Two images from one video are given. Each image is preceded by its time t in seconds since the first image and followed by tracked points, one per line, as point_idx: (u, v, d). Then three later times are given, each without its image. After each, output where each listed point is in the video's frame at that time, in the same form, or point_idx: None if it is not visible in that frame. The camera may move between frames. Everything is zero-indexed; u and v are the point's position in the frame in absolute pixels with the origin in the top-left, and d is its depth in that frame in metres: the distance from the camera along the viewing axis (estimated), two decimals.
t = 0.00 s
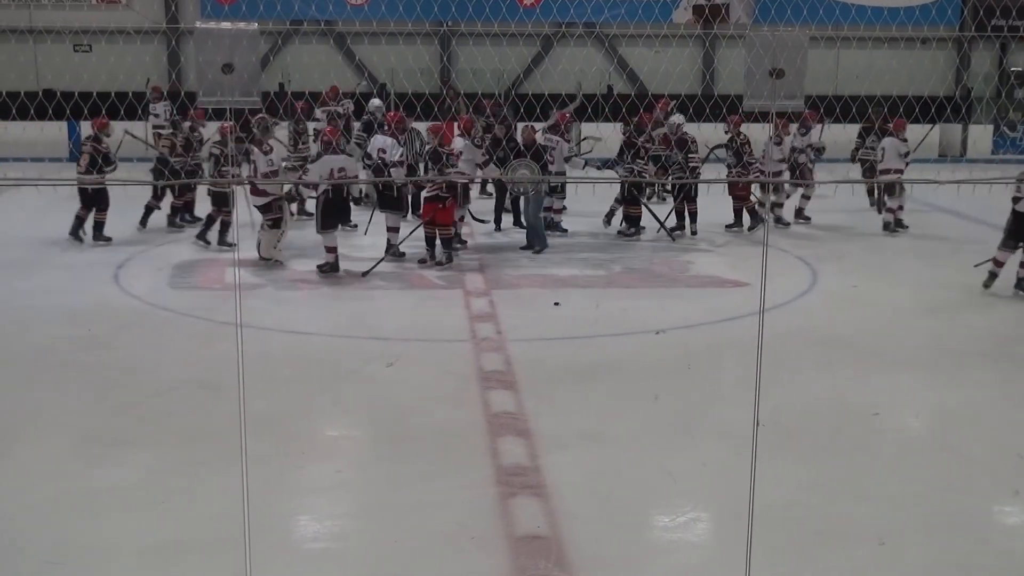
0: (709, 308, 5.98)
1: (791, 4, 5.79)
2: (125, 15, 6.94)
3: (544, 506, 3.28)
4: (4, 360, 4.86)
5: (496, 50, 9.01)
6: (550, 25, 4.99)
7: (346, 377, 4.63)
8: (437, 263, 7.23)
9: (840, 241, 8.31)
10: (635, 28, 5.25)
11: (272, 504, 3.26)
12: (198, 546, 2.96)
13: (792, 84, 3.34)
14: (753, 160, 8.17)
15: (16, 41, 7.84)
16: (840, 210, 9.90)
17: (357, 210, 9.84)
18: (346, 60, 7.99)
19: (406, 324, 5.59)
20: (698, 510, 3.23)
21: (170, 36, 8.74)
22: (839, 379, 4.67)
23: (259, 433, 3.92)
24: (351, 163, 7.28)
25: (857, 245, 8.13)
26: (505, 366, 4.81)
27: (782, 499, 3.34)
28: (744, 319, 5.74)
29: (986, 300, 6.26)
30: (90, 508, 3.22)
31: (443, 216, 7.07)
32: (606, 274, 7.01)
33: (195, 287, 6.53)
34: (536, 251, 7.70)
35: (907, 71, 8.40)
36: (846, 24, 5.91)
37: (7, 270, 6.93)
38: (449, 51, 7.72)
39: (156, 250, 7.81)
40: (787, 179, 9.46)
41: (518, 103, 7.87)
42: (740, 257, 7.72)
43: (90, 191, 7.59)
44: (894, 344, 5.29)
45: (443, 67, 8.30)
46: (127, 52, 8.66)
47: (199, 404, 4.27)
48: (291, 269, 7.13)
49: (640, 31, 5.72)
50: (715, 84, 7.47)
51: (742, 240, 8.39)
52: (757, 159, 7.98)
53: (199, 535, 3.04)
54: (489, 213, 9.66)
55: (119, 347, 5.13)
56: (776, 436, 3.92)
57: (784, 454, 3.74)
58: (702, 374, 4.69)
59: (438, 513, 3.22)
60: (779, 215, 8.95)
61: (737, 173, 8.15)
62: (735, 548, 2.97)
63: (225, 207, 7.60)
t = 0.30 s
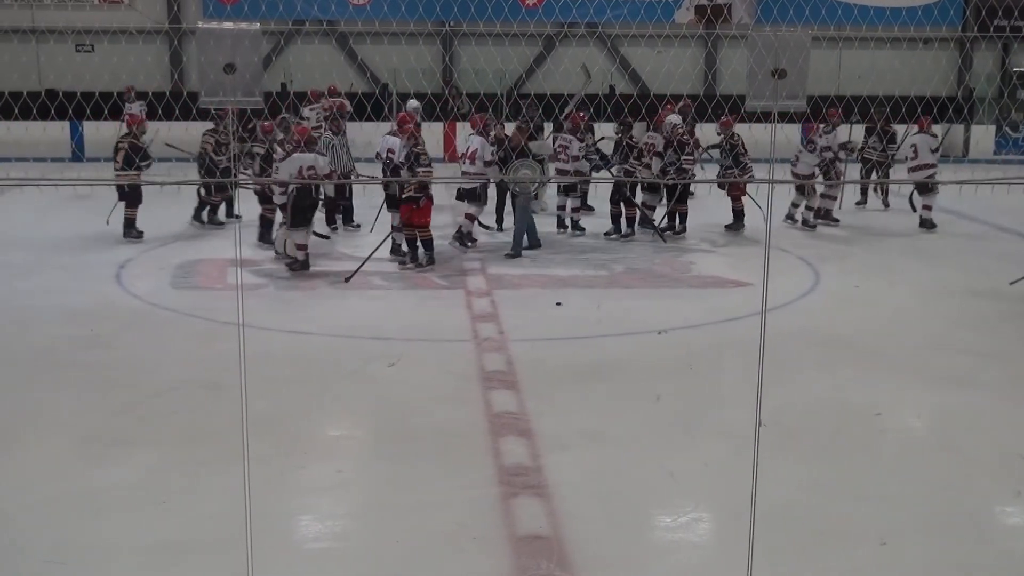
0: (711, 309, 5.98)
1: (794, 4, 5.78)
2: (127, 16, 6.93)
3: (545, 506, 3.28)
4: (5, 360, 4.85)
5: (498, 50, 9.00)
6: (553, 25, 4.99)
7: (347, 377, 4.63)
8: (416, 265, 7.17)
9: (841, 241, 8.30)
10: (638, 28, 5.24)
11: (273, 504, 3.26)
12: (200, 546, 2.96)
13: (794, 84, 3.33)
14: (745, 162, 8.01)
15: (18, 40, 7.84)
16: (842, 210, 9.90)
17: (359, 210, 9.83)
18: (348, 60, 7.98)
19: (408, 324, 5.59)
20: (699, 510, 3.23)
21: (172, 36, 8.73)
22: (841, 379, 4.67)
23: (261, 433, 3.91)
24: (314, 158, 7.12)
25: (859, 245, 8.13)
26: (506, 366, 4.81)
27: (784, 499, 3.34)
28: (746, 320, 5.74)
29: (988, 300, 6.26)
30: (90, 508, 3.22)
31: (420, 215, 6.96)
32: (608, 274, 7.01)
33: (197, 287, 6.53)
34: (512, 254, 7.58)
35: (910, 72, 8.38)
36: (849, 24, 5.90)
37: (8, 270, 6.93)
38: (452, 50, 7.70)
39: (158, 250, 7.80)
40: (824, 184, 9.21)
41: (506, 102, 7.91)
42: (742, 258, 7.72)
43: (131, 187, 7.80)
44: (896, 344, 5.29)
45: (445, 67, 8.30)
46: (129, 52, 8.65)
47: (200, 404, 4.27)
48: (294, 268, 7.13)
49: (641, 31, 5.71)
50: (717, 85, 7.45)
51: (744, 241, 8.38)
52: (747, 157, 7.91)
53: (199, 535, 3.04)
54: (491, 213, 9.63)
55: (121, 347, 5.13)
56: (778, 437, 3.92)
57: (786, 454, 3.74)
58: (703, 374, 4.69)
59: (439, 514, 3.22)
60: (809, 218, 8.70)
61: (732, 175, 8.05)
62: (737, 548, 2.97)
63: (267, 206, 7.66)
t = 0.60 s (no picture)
0: (712, 309, 5.98)
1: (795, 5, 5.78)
2: (128, 16, 6.95)
3: (546, 506, 3.28)
4: (7, 360, 4.85)
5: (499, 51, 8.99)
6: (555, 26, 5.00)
7: (348, 377, 4.64)
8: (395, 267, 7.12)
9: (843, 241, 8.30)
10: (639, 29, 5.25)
11: (274, 504, 3.26)
12: (202, 546, 2.96)
13: (797, 84, 3.34)
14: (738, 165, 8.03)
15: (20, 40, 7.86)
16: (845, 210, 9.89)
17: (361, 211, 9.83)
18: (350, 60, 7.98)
19: (409, 324, 5.60)
20: (701, 510, 3.23)
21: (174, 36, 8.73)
22: (842, 380, 4.67)
23: (262, 433, 3.92)
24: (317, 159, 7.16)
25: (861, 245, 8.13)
26: (508, 366, 4.82)
27: (786, 499, 3.33)
28: (747, 320, 5.74)
29: (989, 300, 6.26)
30: (91, 508, 3.22)
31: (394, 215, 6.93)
32: (610, 274, 7.01)
33: (198, 287, 6.53)
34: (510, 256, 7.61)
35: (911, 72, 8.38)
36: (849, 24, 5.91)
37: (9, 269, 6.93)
38: (454, 51, 7.69)
39: (159, 250, 7.81)
40: (853, 185, 9.11)
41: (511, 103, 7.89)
42: (743, 258, 7.71)
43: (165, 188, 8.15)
44: (897, 344, 5.29)
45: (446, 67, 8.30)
46: (132, 51, 8.66)
47: (200, 404, 4.27)
48: (296, 268, 7.13)
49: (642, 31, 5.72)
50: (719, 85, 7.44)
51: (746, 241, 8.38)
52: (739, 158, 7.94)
53: (199, 535, 3.04)
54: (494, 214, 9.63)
55: (122, 347, 5.13)
56: (780, 437, 3.92)
57: (787, 454, 3.74)
58: (705, 375, 4.69)
59: (440, 514, 3.22)
60: (836, 222, 8.55)
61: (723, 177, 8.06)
62: (738, 548, 2.97)
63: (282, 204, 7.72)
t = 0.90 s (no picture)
0: (713, 309, 5.98)
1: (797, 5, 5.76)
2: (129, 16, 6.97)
3: (547, 506, 3.28)
4: (7, 360, 4.85)
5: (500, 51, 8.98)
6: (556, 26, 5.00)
7: (350, 377, 4.63)
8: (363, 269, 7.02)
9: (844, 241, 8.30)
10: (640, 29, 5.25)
11: (275, 504, 3.26)
12: (203, 546, 2.96)
13: (797, 85, 3.35)
14: (733, 166, 8.22)
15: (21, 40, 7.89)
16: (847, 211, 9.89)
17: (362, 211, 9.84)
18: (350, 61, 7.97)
19: (411, 324, 5.60)
20: (702, 510, 3.23)
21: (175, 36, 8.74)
22: (843, 380, 4.67)
23: (263, 433, 3.92)
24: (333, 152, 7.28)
25: (862, 245, 8.13)
26: (509, 366, 4.82)
27: (787, 500, 3.33)
28: (749, 320, 5.74)
29: (989, 300, 6.26)
30: (91, 508, 3.22)
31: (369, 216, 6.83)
32: (611, 274, 7.02)
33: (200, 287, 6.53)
34: (509, 257, 7.54)
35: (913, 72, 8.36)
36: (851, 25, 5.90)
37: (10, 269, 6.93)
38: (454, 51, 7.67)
39: (159, 250, 7.80)
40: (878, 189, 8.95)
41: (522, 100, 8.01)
42: (745, 258, 7.71)
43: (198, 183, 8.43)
44: (898, 345, 5.29)
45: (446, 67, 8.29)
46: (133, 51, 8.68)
47: (201, 404, 4.27)
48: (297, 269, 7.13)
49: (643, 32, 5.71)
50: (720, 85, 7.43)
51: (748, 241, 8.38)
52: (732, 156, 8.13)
53: (199, 535, 3.04)
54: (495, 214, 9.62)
55: (123, 347, 5.13)
56: (781, 437, 3.92)
57: (789, 455, 3.74)
58: (706, 375, 4.69)
59: (441, 514, 3.22)
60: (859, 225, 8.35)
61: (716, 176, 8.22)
62: (738, 549, 2.97)
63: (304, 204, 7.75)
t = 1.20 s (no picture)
0: (714, 308, 5.98)
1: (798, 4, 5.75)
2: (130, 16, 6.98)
3: (548, 506, 3.28)
4: (8, 360, 4.86)
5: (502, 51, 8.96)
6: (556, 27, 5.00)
7: (351, 378, 4.63)
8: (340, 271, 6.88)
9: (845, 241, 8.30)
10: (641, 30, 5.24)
11: (277, 504, 3.26)
12: (204, 547, 2.96)
13: (798, 85, 3.34)
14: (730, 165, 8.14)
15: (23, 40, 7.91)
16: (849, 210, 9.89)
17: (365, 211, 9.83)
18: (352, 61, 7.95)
19: (412, 323, 5.60)
20: (703, 510, 3.23)
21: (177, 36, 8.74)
22: (844, 380, 4.67)
23: (264, 433, 3.92)
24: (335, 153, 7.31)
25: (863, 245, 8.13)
26: (510, 367, 4.82)
27: (787, 500, 3.33)
28: (750, 320, 5.73)
29: (990, 300, 6.25)
30: (92, 508, 3.23)
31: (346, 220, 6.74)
32: (612, 274, 7.02)
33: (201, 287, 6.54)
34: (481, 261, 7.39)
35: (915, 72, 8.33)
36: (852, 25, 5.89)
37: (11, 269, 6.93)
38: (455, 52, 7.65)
39: (161, 250, 7.80)
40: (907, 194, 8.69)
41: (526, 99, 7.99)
42: (746, 258, 7.71)
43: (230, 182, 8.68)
44: (899, 344, 5.28)
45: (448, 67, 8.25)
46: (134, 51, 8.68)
47: (202, 404, 4.27)
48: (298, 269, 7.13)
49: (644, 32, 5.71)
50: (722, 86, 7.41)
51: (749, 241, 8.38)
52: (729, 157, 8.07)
53: (201, 535, 3.04)
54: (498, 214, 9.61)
55: (124, 347, 5.13)
56: (782, 437, 3.92)
57: (790, 455, 3.74)
58: (707, 375, 4.68)
59: (442, 514, 3.22)
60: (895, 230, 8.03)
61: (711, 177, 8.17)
62: (739, 549, 2.97)
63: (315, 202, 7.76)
